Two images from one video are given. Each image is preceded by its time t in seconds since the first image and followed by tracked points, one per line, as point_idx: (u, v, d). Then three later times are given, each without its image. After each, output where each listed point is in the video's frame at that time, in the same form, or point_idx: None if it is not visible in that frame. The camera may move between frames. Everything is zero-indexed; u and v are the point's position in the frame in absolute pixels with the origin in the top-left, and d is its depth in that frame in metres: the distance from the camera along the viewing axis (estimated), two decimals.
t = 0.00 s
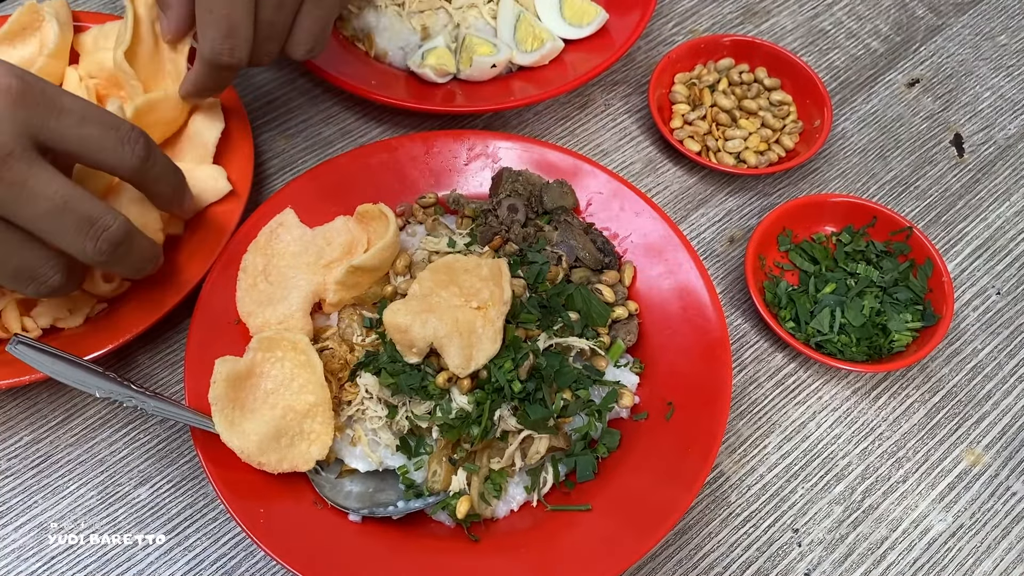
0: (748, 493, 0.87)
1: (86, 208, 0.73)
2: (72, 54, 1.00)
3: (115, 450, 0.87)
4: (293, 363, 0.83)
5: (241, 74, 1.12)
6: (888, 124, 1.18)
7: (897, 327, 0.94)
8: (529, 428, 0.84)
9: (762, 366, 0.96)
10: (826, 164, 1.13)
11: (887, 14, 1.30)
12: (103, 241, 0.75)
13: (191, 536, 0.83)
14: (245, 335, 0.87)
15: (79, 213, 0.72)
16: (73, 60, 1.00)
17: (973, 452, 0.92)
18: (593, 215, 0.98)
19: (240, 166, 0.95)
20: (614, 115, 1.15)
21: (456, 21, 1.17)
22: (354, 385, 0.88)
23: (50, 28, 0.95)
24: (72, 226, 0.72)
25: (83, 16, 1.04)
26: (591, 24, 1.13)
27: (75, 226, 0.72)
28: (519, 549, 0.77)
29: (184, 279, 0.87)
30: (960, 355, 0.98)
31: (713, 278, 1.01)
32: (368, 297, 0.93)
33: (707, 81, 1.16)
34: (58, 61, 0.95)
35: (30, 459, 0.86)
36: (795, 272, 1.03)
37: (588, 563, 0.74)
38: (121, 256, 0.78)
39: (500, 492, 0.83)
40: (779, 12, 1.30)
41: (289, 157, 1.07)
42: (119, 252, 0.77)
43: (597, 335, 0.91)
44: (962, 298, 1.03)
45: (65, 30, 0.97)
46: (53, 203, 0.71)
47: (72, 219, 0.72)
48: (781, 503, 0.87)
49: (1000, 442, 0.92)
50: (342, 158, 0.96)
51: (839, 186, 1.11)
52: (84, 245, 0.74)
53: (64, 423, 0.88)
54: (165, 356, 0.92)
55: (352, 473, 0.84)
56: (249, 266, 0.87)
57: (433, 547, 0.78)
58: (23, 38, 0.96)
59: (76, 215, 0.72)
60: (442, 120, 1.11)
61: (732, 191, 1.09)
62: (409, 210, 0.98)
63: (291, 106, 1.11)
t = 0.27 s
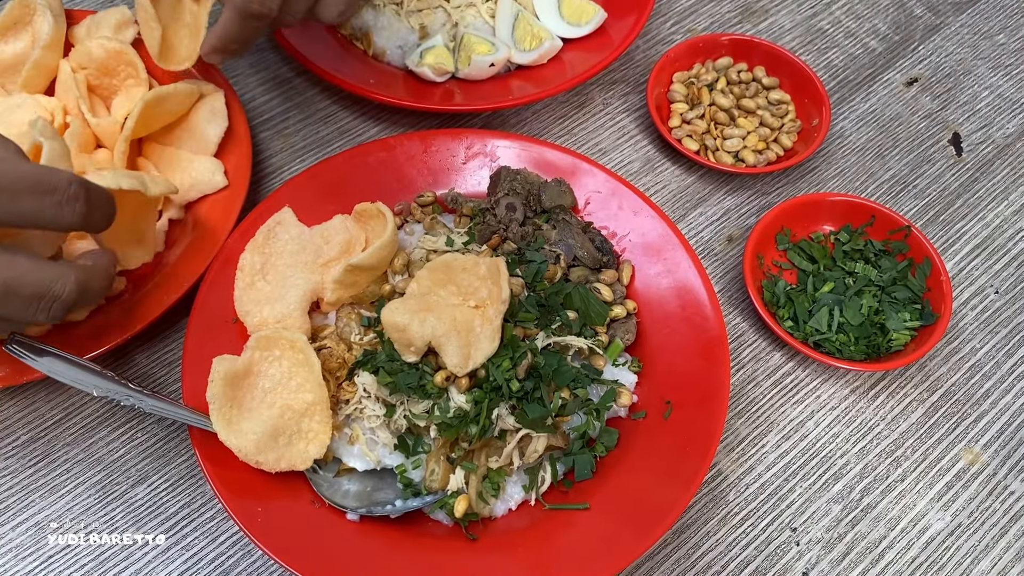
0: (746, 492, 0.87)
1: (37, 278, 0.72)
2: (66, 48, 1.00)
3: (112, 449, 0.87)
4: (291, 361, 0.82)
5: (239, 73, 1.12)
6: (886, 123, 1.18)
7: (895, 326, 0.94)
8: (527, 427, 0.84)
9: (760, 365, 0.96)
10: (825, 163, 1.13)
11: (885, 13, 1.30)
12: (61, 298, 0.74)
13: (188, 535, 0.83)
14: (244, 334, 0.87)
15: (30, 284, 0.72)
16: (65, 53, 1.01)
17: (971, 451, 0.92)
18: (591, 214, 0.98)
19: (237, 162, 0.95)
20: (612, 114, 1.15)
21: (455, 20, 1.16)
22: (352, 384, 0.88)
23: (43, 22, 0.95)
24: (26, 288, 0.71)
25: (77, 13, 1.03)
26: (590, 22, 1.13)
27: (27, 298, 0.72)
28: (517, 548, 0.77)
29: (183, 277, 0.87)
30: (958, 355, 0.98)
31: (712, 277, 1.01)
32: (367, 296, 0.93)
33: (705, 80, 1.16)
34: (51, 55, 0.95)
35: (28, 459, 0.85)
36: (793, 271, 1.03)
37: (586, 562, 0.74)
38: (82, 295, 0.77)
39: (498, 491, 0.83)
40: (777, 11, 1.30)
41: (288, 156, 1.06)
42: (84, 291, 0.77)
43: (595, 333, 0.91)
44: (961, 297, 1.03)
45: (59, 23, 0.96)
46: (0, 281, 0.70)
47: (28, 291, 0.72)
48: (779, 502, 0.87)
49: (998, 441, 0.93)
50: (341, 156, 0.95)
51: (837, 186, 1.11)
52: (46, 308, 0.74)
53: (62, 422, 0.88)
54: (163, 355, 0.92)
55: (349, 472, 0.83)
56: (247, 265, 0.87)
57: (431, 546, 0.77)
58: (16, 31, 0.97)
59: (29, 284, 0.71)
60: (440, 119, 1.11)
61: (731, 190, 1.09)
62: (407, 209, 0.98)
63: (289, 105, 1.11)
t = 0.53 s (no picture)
0: (743, 492, 0.88)
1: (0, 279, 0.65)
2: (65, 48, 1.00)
3: (110, 450, 0.87)
4: (289, 362, 0.83)
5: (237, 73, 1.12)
6: (883, 123, 1.18)
7: (892, 326, 0.94)
8: (524, 428, 0.84)
9: (757, 365, 0.96)
10: (822, 163, 1.14)
11: (882, 14, 1.31)
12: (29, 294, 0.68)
13: (186, 535, 0.83)
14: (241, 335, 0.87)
15: None
16: (64, 53, 1.01)
17: (967, 451, 0.92)
18: (588, 214, 0.98)
19: (234, 162, 0.95)
20: (610, 115, 1.15)
21: (452, 21, 1.17)
22: (349, 385, 0.88)
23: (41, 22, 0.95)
24: None
25: (74, 14, 1.04)
26: (587, 23, 1.14)
27: None
28: (514, 548, 0.77)
29: (180, 278, 0.87)
30: (955, 355, 0.99)
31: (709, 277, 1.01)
32: (364, 296, 0.93)
33: (702, 81, 1.16)
34: (48, 55, 0.95)
35: (26, 459, 0.86)
36: (790, 272, 1.03)
37: (582, 562, 0.74)
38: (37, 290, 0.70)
39: (495, 491, 0.83)
40: (775, 12, 1.30)
41: (286, 157, 1.07)
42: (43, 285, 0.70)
43: (592, 334, 0.91)
44: (957, 298, 1.03)
45: (57, 23, 0.96)
46: None
47: None
48: (776, 502, 0.87)
49: (994, 441, 0.93)
50: (339, 157, 0.96)
51: (834, 186, 1.11)
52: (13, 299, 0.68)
53: (60, 422, 0.88)
54: (161, 356, 0.92)
55: (347, 472, 0.84)
56: (245, 266, 0.87)
57: (428, 546, 0.78)
58: (14, 32, 0.97)
59: None
60: (438, 119, 1.11)
61: (728, 191, 1.10)
62: (405, 210, 0.99)
63: (287, 105, 1.11)
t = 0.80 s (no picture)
0: (741, 491, 0.88)
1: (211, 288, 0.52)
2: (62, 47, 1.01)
3: (108, 449, 0.87)
4: (288, 363, 0.83)
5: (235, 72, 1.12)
6: (881, 123, 1.18)
7: (890, 325, 0.95)
8: (522, 426, 0.85)
9: (755, 364, 0.96)
10: (820, 163, 1.14)
11: (880, 13, 1.31)
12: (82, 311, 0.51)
13: (184, 534, 0.83)
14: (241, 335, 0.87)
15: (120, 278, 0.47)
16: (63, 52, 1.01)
17: (965, 450, 0.92)
18: (586, 213, 0.98)
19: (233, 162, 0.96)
20: (608, 114, 1.15)
21: (451, 20, 1.17)
22: (347, 383, 0.88)
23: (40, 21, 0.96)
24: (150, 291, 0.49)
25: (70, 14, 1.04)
26: (586, 22, 1.14)
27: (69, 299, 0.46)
28: (512, 547, 0.77)
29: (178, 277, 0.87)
30: (953, 354, 0.99)
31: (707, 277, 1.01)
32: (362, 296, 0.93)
33: (701, 80, 1.16)
34: (47, 53, 0.95)
35: (24, 459, 0.86)
36: (788, 271, 1.03)
37: (580, 560, 0.74)
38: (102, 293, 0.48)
39: (492, 490, 0.84)
40: (773, 11, 1.30)
41: (284, 157, 1.07)
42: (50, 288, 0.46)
43: (590, 333, 0.92)
44: (955, 297, 1.03)
45: (55, 22, 0.97)
46: None
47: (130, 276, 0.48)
48: (774, 500, 0.87)
49: (992, 440, 0.93)
50: (336, 157, 0.95)
51: (832, 185, 1.12)
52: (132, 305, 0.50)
53: (58, 421, 0.88)
54: (159, 355, 0.92)
55: (345, 471, 0.83)
56: (243, 264, 0.86)
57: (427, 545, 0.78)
58: (11, 32, 0.97)
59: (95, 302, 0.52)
60: (436, 119, 1.11)
61: (726, 190, 1.10)
62: (403, 209, 0.99)
63: (285, 104, 1.11)
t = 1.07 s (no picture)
0: (738, 492, 0.88)
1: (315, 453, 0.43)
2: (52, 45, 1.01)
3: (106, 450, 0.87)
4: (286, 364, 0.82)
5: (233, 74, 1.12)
6: (879, 124, 1.18)
7: (887, 327, 0.95)
8: (519, 428, 0.85)
9: (752, 366, 0.96)
10: (817, 164, 1.14)
11: (878, 15, 1.31)
12: (143, 467, 0.43)
13: (183, 536, 0.83)
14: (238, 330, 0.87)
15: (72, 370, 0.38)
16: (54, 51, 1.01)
17: (963, 451, 0.92)
18: (583, 215, 0.98)
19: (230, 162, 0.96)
20: (606, 116, 1.15)
21: (449, 21, 1.17)
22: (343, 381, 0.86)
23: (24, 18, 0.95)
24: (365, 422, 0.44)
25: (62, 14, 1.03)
26: (584, 24, 1.14)
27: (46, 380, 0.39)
28: (510, 549, 0.78)
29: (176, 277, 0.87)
30: (950, 355, 0.99)
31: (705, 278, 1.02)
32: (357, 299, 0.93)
33: (699, 81, 1.16)
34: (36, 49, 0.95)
35: (23, 460, 0.86)
36: (786, 272, 1.03)
37: (577, 562, 0.75)
38: (173, 446, 0.41)
39: (490, 491, 0.83)
40: (771, 12, 1.30)
41: (282, 158, 1.07)
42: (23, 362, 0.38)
43: (587, 335, 0.92)
44: (952, 298, 1.03)
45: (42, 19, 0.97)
46: None
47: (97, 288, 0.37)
48: (771, 502, 0.87)
49: (989, 441, 0.93)
50: (334, 159, 0.96)
51: (830, 186, 1.12)
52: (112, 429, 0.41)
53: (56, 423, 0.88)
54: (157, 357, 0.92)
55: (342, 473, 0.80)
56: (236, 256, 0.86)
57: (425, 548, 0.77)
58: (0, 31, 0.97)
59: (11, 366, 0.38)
60: (434, 121, 1.11)
61: (724, 191, 1.10)
62: (401, 211, 0.99)
63: (284, 106, 1.11)
